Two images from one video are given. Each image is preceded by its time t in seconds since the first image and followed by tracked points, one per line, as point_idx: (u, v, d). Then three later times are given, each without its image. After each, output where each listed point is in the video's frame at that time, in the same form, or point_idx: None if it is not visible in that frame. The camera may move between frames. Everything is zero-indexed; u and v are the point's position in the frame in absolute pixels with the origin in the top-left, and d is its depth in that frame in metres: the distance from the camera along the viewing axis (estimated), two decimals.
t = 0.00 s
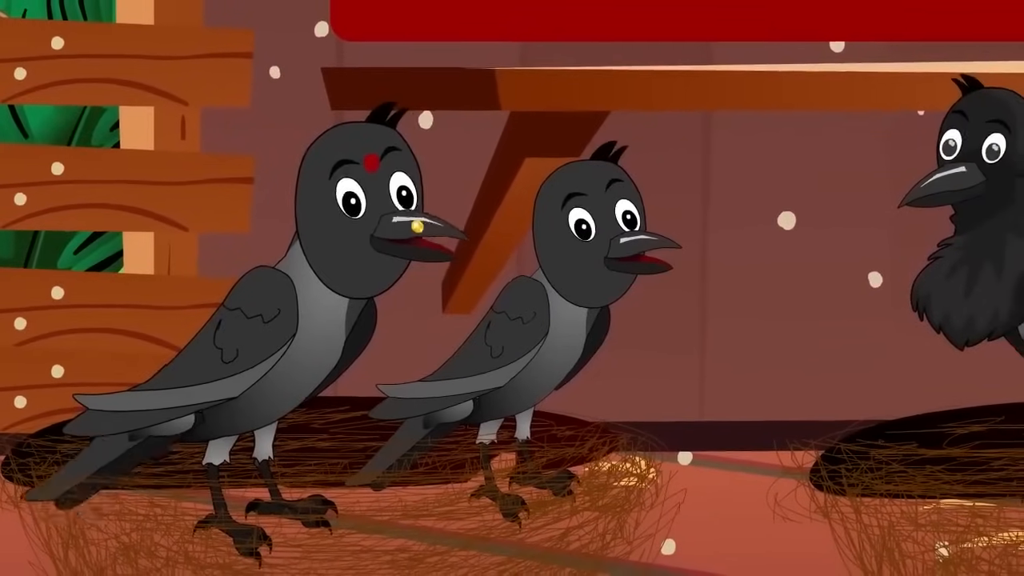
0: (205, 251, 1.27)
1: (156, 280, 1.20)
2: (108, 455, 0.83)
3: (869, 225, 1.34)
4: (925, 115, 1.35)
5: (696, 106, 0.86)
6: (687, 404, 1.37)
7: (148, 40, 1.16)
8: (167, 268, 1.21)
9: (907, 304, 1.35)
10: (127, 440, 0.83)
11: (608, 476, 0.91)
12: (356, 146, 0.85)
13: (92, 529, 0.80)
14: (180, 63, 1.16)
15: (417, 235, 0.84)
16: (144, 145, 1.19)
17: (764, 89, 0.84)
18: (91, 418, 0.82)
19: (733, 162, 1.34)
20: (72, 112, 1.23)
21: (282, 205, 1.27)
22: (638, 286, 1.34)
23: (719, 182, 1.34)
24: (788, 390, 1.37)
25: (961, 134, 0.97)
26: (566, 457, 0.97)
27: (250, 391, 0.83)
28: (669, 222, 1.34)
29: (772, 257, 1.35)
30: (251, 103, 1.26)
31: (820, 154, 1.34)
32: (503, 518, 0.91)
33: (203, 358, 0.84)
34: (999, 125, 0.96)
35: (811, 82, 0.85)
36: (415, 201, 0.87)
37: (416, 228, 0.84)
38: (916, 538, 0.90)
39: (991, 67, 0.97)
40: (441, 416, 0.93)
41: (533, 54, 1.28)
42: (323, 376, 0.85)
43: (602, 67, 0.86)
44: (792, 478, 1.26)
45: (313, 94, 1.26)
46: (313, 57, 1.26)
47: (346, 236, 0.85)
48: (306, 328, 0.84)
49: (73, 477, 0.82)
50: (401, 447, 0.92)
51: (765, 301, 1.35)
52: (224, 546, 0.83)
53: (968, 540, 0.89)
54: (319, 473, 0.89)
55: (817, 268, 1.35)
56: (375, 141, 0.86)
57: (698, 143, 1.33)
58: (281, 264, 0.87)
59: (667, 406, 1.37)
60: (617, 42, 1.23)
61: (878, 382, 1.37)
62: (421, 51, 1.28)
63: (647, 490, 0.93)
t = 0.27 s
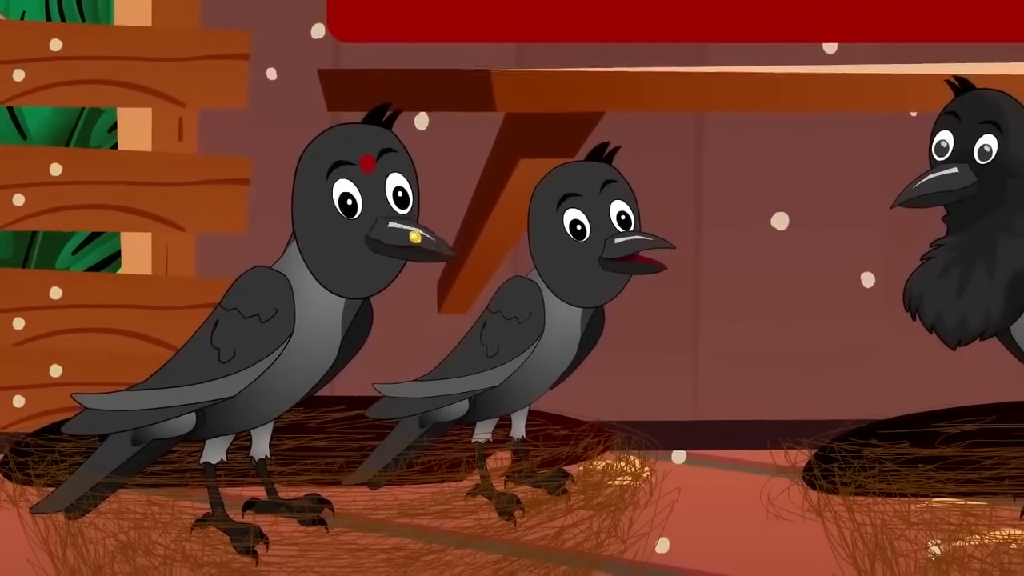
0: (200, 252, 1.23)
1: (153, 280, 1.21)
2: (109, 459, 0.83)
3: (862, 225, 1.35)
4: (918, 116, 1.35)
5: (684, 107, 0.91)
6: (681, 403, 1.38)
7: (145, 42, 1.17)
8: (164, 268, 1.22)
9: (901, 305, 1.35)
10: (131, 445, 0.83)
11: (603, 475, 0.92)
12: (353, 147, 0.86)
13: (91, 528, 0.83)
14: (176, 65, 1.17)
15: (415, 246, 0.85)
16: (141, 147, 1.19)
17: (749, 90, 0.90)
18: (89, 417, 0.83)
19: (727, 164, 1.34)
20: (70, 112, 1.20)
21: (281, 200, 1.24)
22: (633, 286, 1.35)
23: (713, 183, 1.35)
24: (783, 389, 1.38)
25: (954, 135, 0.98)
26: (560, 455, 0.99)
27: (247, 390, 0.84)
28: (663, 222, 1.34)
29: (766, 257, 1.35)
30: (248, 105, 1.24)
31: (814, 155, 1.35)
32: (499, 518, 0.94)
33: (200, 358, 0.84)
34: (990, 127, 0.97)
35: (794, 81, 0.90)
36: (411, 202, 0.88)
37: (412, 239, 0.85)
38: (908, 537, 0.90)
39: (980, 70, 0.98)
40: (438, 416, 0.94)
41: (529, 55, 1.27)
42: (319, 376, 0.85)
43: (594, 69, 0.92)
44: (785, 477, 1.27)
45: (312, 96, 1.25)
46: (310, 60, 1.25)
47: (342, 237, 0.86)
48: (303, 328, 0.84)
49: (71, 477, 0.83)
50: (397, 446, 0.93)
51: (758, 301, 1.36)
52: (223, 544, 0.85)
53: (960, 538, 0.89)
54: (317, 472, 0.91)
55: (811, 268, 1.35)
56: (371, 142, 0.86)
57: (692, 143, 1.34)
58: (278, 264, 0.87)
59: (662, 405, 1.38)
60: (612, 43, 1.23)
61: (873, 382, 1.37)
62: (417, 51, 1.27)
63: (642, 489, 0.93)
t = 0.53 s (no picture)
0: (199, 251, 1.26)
1: (150, 280, 1.22)
2: (107, 458, 0.84)
3: (854, 226, 1.36)
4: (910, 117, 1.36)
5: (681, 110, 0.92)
6: (675, 402, 1.39)
7: (142, 44, 1.18)
8: (161, 269, 1.22)
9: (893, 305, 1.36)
10: (127, 444, 0.84)
11: (597, 474, 0.93)
12: (348, 149, 0.87)
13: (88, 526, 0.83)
14: (170, 67, 1.18)
15: (409, 236, 0.86)
16: (138, 148, 1.20)
17: (740, 92, 0.92)
18: (89, 417, 0.85)
19: (720, 165, 1.35)
20: (67, 113, 1.21)
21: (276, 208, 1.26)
22: (627, 286, 1.36)
23: (706, 183, 1.35)
24: (776, 389, 1.39)
25: (946, 136, 0.99)
26: (555, 454, 0.99)
27: (243, 390, 0.85)
28: (657, 223, 1.35)
29: (759, 258, 1.36)
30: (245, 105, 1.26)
31: (807, 156, 1.35)
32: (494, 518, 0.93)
33: (197, 358, 0.85)
34: (982, 129, 0.99)
35: (786, 83, 0.91)
36: (407, 203, 0.88)
37: (406, 230, 0.86)
38: (901, 535, 0.91)
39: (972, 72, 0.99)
40: (431, 413, 0.96)
41: (525, 57, 1.27)
42: (316, 375, 0.86)
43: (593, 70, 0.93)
44: (778, 476, 1.28)
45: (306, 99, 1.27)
46: (305, 59, 1.27)
47: (339, 237, 0.86)
48: (299, 327, 0.85)
49: (69, 477, 0.84)
50: (376, 446, 0.94)
51: (752, 301, 1.37)
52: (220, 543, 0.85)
53: (952, 536, 0.90)
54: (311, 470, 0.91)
55: (804, 268, 1.36)
56: (367, 143, 0.87)
57: (685, 144, 1.35)
58: (274, 264, 0.88)
59: (655, 404, 1.39)
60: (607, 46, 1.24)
61: (865, 381, 1.38)
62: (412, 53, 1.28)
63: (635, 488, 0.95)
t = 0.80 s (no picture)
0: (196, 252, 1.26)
1: (148, 280, 1.23)
2: (104, 458, 0.84)
3: (847, 226, 1.37)
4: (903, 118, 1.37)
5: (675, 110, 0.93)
6: (670, 402, 1.40)
7: (140, 46, 1.19)
8: (159, 269, 1.23)
9: (885, 304, 1.37)
10: (126, 443, 0.85)
11: (592, 473, 0.93)
12: (345, 149, 0.87)
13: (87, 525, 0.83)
14: (168, 69, 1.19)
15: (405, 236, 0.86)
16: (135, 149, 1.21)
17: (734, 92, 0.92)
18: (87, 416, 0.84)
19: (715, 167, 1.36)
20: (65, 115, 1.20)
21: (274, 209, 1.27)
22: (622, 286, 1.37)
23: (701, 184, 1.36)
24: (769, 388, 1.40)
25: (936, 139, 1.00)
26: (550, 453, 1.01)
27: (240, 389, 0.85)
28: (651, 223, 1.36)
29: (753, 258, 1.37)
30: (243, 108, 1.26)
31: (800, 156, 1.36)
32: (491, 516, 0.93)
33: (195, 358, 0.86)
34: (973, 131, 0.99)
35: (780, 86, 0.92)
36: (402, 204, 0.89)
37: (402, 229, 0.86)
38: (893, 533, 0.91)
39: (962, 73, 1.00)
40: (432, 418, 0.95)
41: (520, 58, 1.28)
42: (312, 374, 0.87)
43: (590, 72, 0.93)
44: (771, 475, 1.29)
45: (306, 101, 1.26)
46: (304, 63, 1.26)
47: (335, 238, 0.87)
48: (296, 327, 0.86)
49: (66, 476, 0.84)
50: (388, 444, 0.93)
51: (745, 301, 1.38)
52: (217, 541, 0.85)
53: (944, 535, 0.90)
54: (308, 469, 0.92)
55: (797, 268, 1.37)
56: (363, 144, 0.88)
57: (679, 145, 1.36)
58: (271, 264, 0.88)
59: (650, 404, 1.40)
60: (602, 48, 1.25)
61: (857, 381, 1.39)
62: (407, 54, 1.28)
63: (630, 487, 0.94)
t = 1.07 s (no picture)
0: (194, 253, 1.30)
1: (146, 281, 1.23)
2: (102, 457, 0.85)
3: (840, 227, 1.38)
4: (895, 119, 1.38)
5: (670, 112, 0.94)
6: (664, 402, 1.41)
7: (138, 47, 1.18)
8: (156, 269, 1.25)
9: (878, 304, 1.38)
10: (123, 442, 0.85)
11: (586, 472, 0.94)
12: (341, 150, 0.88)
13: (84, 524, 0.83)
14: (166, 71, 1.18)
15: (401, 247, 0.87)
16: (133, 151, 1.22)
17: (726, 92, 0.93)
18: (84, 416, 0.85)
19: (709, 168, 1.37)
20: (63, 116, 1.23)
21: (268, 210, 1.29)
22: (617, 287, 1.38)
23: (694, 185, 1.37)
24: (763, 388, 1.41)
25: (930, 140, 1.01)
26: (544, 452, 1.01)
27: (238, 389, 0.86)
28: (645, 224, 1.37)
29: (746, 258, 1.38)
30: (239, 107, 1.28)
31: (794, 158, 1.37)
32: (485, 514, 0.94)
33: (192, 358, 0.86)
34: (965, 131, 0.99)
35: (774, 87, 0.93)
36: (399, 205, 0.90)
37: (400, 240, 0.87)
38: (885, 531, 0.92)
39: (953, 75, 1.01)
40: (425, 413, 0.96)
41: (513, 59, 1.30)
42: (308, 374, 0.88)
43: (586, 74, 0.94)
44: (765, 474, 1.30)
45: (298, 102, 1.28)
46: (298, 63, 1.28)
47: (331, 238, 0.88)
48: (293, 326, 0.86)
49: (65, 475, 0.85)
50: (384, 444, 0.94)
51: (739, 302, 1.39)
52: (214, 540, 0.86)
53: (936, 534, 0.91)
54: (304, 469, 0.93)
55: (791, 269, 1.38)
56: (359, 146, 0.88)
57: (673, 146, 1.36)
58: (268, 265, 0.89)
59: (643, 403, 1.40)
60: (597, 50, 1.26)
61: (850, 381, 1.40)
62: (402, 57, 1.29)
63: (624, 485, 0.96)
